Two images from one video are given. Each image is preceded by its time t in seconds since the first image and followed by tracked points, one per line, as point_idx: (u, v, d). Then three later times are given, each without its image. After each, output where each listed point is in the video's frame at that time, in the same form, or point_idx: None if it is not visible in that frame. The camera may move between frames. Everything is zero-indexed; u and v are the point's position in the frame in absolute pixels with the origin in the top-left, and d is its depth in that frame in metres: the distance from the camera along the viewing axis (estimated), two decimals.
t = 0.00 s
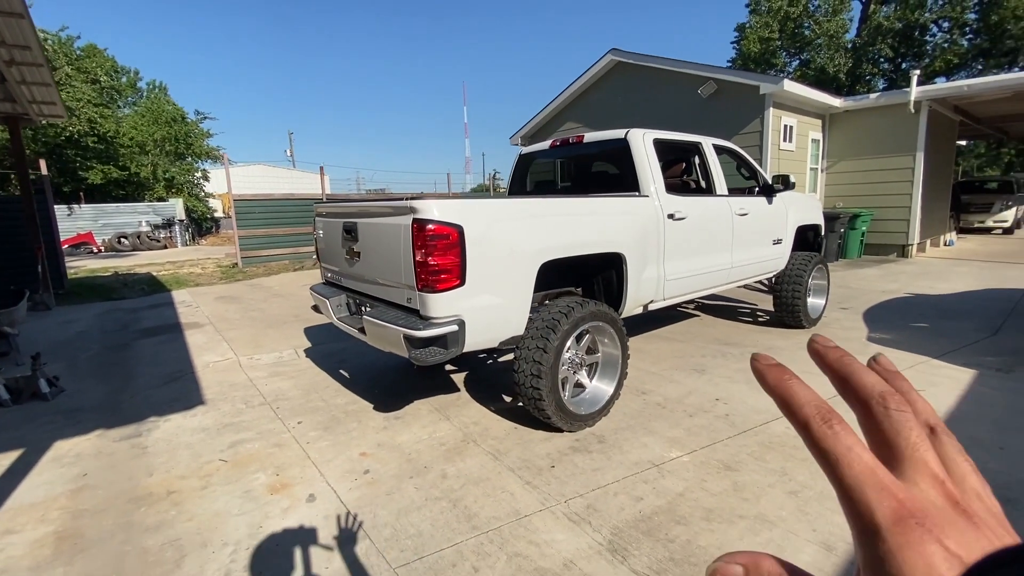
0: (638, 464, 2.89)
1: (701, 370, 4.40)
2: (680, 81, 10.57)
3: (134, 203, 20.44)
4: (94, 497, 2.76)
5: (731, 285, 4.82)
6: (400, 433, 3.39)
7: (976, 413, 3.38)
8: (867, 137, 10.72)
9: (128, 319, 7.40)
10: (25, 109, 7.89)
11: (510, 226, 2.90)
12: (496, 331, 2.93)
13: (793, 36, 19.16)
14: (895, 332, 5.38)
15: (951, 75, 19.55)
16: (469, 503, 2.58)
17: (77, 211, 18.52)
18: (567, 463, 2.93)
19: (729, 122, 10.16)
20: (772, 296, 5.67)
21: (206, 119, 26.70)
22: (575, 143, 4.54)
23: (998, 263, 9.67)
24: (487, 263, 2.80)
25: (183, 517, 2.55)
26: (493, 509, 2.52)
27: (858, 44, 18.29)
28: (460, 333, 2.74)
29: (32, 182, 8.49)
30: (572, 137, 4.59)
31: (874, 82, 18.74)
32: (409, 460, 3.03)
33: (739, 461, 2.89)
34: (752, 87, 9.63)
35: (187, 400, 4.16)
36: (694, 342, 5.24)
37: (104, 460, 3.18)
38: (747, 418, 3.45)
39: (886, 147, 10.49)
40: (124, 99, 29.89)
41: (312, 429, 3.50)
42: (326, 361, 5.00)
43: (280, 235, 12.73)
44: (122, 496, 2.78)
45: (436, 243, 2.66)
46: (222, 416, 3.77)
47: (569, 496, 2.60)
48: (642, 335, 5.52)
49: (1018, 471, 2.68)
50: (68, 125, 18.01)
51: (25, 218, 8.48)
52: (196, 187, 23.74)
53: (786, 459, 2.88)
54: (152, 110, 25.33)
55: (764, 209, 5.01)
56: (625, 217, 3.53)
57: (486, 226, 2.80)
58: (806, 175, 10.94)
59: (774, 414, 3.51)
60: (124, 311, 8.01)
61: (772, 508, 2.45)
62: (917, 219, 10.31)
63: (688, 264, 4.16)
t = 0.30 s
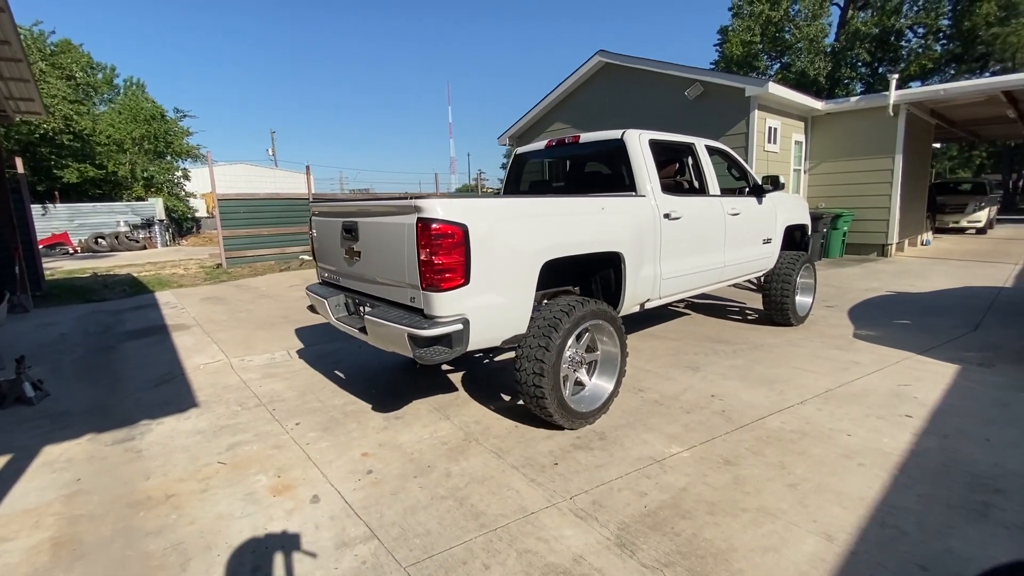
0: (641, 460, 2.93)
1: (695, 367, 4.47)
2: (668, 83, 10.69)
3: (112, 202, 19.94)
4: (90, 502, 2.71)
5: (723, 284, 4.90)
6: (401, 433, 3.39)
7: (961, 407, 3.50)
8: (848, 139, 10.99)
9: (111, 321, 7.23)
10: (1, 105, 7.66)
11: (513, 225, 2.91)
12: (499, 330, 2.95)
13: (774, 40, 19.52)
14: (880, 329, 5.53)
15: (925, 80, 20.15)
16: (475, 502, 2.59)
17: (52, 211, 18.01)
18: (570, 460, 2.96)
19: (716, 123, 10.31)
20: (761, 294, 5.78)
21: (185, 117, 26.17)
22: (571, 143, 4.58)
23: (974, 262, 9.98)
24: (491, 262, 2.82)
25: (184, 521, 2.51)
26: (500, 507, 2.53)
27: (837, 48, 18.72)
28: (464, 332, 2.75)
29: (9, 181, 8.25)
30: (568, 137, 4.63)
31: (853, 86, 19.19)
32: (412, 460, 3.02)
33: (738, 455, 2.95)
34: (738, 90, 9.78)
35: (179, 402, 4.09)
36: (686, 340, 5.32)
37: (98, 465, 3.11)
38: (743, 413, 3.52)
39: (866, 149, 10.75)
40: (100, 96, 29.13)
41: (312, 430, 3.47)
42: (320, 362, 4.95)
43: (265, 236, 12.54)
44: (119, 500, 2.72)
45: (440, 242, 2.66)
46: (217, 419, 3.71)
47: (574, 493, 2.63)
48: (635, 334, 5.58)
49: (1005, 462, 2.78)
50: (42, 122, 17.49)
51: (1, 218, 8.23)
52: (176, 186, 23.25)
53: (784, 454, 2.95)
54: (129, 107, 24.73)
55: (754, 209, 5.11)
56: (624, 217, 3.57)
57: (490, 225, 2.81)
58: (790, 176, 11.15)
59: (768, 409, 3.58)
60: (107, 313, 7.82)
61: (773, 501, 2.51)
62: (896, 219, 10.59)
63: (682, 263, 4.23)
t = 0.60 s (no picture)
0: (636, 459, 2.94)
1: (686, 366, 4.51)
2: (655, 84, 10.78)
3: (89, 201, 19.43)
4: (76, 509, 2.63)
5: (712, 283, 4.94)
6: (394, 434, 3.36)
7: (945, 403, 3.58)
8: (831, 141, 11.19)
9: (92, 323, 7.05)
10: None
11: (509, 225, 2.90)
12: (495, 330, 2.94)
13: (757, 43, 19.80)
14: (864, 327, 5.64)
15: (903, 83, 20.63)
16: (473, 502, 2.58)
17: (26, 211, 17.53)
18: (566, 459, 2.96)
19: (702, 124, 10.41)
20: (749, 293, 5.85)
21: (165, 115, 25.65)
22: (563, 144, 4.58)
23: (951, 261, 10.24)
24: (488, 262, 2.80)
25: (174, 527, 2.45)
26: (498, 508, 2.52)
27: (819, 52, 19.06)
28: (460, 332, 2.73)
29: None
30: (560, 137, 4.63)
31: (833, 89, 19.55)
32: (407, 461, 3.00)
33: (731, 453, 2.98)
34: (723, 91, 9.90)
35: (165, 405, 4.00)
36: (676, 339, 5.36)
37: (82, 470, 3.02)
38: (734, 411, 3.56)
39: (848, 151, 10.96)
40: (75, 92, 28.40)
41: (303, 433, 3.42)
42: (309, 363, 4.89)
43: (249, 236, 12.35)
44: (106, 506, 2.65)
45: (437, 241, 2.65)
46: (205, 421, 3.64)
47: (572, 492, 2.63)
48: (625, 333, 5.61)
49: (990, 456, 2.86)
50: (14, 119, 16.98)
51: None
52: (155, 185, 22.75)
53: (776, 451, 2.98)
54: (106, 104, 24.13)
55: (742, 210, 5.18)
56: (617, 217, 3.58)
57: (486, 224, 2.80)
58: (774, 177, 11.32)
59: (760, 407, 3.63)
60: (86, 314, 7.62)
61: (768, 498, 2.54)
62: (876, 220, 10.81)
63: (673, 263, 4.26)
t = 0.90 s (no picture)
0: (625, 458, 2.95)
1: (674, 365, 4.54)
2: (643, 85, 10.85)
3: (68, 199, 18.99)
4: (55, 513, 2.56)
5: (700, 283, 4.98)
6: (382, 435, 3.33)
7: (927, 401, 3.64)
8: (816, 142, 11.34)
9: (71, 323, 6.90)
10: None
11: (499, 224, 2.89)
12: (484, 330, 2.92)
13: (743, 45, 20.02)
14: (847, 326, 5.72)
15: (885, 86, 21.00)
16: (462, 502, 2.56)
17: (3, 208, 17.11)
18: (555, 458, 2.96)
19: (689, 125, 10.49)
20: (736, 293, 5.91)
21: (147, 111, 25.18)
22: (552, 143, 4.58)
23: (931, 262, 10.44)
24: (477, 261, 2.79)
25: (157, 530, 2.40)
26: (487, 508, 2.51)
27: (804, 55, 19.31)
28: (449, 332, 2.72)
29: None
30: (548, 137, 4.63)
31: (818, 92, 19.84)
32: (395, 462, 2.97)
33: (719, 451, 3.00)
34: (710, 93, 9.99)
35: (148, 406, 3.92)
36: (664, 338, 5.39)
37: (61, 473, 2.95)
38: (721, 409, 3.59)
39: (832, 152, 11.13)
40: (54, 87, 27.76)
41: (290, 434, 3.38)
42: (295, 363, 4.83)
43: (234, 234, 12.17)
44: (86, 510, 2.59)
45: (425, 240, 2.63)
46: (189, 423, 3.57)
47: (561, 492, 2.63)
48: (614, 333, 5.63)
49: (970, 453, 2.92)
50: None
51: None
52: (137, 183, 22.32)
53: (763, 448, 3.01)
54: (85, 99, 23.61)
55: (729, 210, 5.22)
56: (606, 217, 3.59)
57: (476, 223, 2.78)
58: (760, 178, 11.45)
59: (747, 405, 3.66)
60: (66, 314, 7.45)
61: (755, 495, 2.56)
62: (859, 221, 10.99)
63: (662, 262, 4.29)
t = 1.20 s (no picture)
0: (611, 457, 2.96)
1: (662, 364, 4.56)
2: (633, 86, 10.90)
3: (51, 196, 18.63)
4: (32, 515, 2.51)
5: (687, 283, 5.01)
6: (368, 435, 3.30)
7: (909, 400, 3.70)
8: (804, 144, 11.44)
9: (53, 321, 6.78)
10: None
11: (485, 224, 2.88)
12: (470, 329, 2.91)
13: (733, 47, 20.16)
14: (832, 326, 5.79)
15: (872, 89, 21.24)
16: (447, 503, 2.55)
17: None
18: (541, 458, 2.96)
19: (678, 126, 10.54)
20: (723, 293, 5.95)
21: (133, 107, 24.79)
22: (541, 142, 4.58)
23: (916, 262, 10.59)
24: (463, 261, 2.78)
25: (137, 532, 2.37)
26: (473, 508, 2.51)
27: (792, 57, 19.49)
28: (435, 331, 2.71)
29: None
30: (537, 136, 4.63)
31: (806, 93, 20.03)
32: (381, 462, 2.95)
33: (704, 450, 3.02)
34: (699, 94, 10.05)
35: (131, 406, 3.87)
36: (652, 338, 5.42)
37: (39, 475, 2.89)
38: (707, 408, 3.61)
39: (819, 154, 11.26)
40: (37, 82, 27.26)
41: (275, 434, 3.35)
42: (282, 363, 4.78)
43: (221, 232, 12.03)
44: (64, 512, 2.54)
45: (411, 239, 2.61)
46: (172, 423, 3.53)
47: (547, 491, 2.63)
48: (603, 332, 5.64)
49: (950, 451, 2.96)
50: None
51: None
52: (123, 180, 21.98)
53: (747, 447, 3.04)
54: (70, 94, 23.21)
55: (717, 210, 5.26)
56: (594, 217, 3.59)
57: (462, 223, 2.77)
58: (749, 178, 11.54)
59: (732, 404, 3.69)
60: (47, 313, 7.31)
61: (738, 494, 2.58)
62: (846, 222, 11.12)
63: (649, 262, 4.30)
